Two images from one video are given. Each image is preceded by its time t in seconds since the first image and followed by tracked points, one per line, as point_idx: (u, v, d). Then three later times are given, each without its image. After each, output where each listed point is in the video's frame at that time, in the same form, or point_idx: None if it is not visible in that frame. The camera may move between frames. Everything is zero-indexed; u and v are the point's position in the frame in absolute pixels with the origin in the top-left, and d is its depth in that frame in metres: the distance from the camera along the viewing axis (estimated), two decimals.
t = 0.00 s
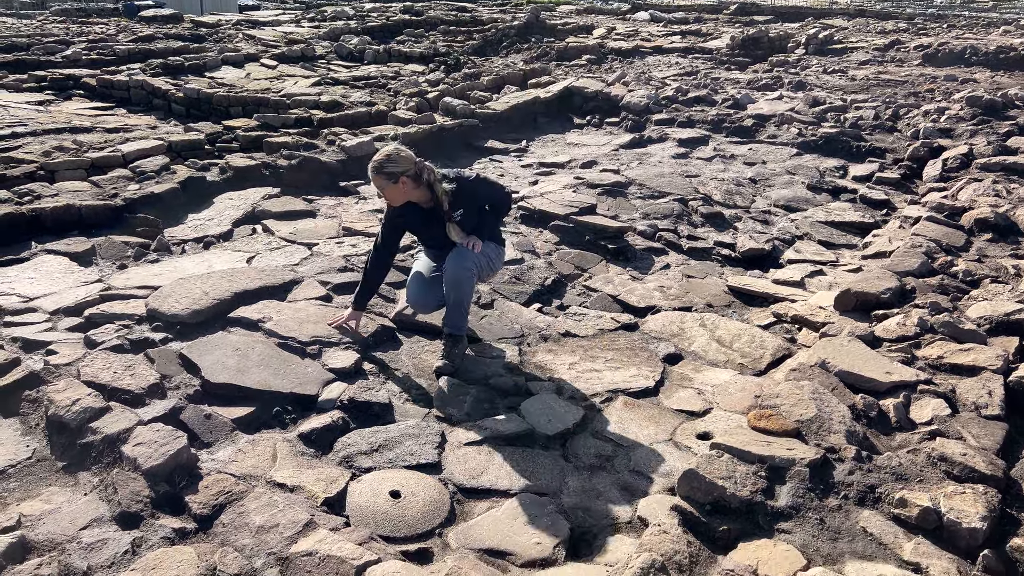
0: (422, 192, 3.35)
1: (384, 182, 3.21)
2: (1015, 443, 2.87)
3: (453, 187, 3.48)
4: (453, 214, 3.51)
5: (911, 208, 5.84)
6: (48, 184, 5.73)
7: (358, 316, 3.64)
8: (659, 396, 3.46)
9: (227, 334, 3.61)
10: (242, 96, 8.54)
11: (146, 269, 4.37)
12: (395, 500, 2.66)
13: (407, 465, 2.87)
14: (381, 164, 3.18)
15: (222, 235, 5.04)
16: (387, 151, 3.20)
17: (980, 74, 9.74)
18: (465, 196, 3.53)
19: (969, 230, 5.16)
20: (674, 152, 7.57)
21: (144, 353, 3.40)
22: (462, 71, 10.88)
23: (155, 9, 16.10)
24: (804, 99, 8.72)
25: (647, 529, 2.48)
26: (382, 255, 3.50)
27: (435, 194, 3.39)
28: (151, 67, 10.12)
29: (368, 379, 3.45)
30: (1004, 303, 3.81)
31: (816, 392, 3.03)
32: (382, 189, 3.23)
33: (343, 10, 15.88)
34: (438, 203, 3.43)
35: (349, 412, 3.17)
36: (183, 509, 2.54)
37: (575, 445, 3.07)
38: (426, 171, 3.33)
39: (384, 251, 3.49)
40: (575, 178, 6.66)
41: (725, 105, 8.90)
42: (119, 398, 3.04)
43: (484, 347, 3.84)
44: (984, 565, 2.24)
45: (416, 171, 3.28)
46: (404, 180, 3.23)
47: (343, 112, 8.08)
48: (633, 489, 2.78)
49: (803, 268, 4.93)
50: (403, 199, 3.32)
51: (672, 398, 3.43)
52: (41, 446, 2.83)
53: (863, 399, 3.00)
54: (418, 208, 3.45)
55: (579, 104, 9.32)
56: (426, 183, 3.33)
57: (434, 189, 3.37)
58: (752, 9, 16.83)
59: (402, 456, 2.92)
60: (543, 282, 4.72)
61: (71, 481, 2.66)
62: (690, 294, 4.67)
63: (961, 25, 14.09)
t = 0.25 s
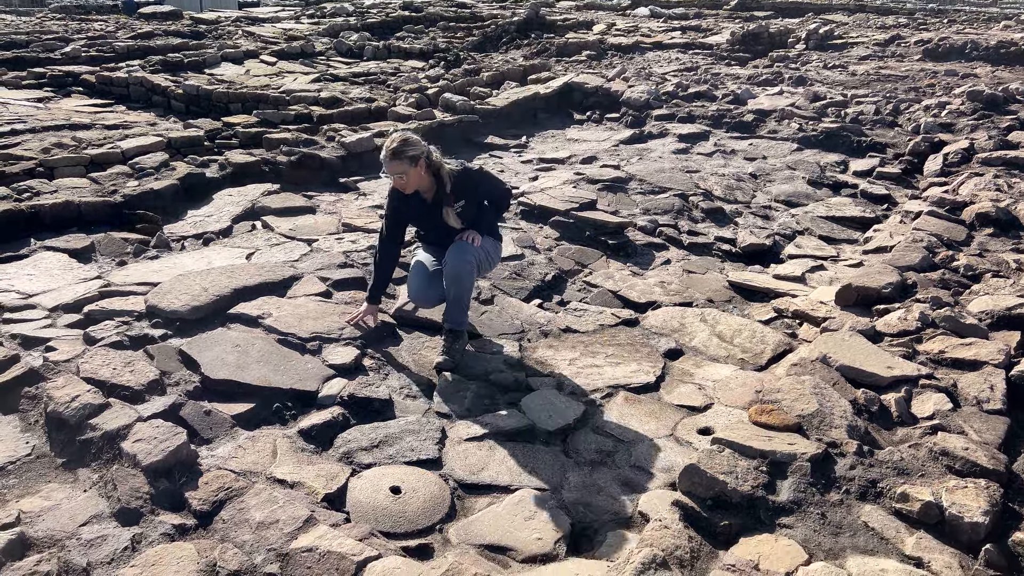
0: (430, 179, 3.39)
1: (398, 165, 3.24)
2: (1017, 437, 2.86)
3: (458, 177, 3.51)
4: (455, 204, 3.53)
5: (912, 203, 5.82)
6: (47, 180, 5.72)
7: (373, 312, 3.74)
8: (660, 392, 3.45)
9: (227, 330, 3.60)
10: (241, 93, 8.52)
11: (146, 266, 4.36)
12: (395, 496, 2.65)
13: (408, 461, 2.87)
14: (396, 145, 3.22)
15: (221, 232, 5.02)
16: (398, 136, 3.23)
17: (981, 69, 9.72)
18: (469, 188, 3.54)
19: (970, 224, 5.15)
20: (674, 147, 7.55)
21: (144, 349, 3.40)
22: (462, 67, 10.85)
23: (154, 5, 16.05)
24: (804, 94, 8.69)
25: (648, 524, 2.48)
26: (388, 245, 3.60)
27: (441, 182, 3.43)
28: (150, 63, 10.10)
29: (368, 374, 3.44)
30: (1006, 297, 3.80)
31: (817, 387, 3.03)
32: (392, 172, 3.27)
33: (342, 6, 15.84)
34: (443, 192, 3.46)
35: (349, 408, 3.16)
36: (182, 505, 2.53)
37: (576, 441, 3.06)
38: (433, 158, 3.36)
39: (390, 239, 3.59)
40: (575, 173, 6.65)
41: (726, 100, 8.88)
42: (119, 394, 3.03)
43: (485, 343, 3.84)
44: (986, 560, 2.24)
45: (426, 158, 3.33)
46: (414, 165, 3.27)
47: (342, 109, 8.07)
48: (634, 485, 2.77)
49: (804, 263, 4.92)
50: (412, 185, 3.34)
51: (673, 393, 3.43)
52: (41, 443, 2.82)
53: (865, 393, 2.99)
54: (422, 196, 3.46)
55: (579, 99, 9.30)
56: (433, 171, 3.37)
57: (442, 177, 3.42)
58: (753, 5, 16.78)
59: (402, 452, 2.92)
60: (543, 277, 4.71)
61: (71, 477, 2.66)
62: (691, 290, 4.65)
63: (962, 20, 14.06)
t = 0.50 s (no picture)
0: (434, 168, 3.39)
1: (405, 154, 3.23)
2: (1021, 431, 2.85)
3: (460, 167, 3.51)
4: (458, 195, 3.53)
5: (913, 197, 5.81)
6: (46, 176, 5.70)
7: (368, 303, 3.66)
8: (662, 387, 3.44)
9: (227, 326, 3.59)
10: (240, 89, 8.50)
11: (145, 262, 4.35)
12: (396, 492, 2.64)
13: (409, 456, 2.86)
14: (406, 133, 3.21)
15: (221, 227, 5.01)
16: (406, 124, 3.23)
17: (981, 63, 9.69)
18: (471, 179, 3.54)
19: (972, 218, 5.14)
20: (675, 142, 7.53)
21: (144, 345, 3.38)
22: (462, 62, 10.82)
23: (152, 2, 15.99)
24: (805, 88, 8.67)
25: (651, 519, 2.47)
26: (388, 236, 3.59)
27: (446, 173, 3.43)
28: (149, 60, 10.06)
29: (368, 370, 3.43)
30: (1008, 291, 3.79)
31: (820, 381, 3.02)
32: (400, 162, 3.25)
33: (341, 2, 15.79)
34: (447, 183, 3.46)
35: (350, 403, 3.15)
36: (183, 501, 2.52)
37: (577, 435, 3.05)
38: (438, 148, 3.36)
39: (390, 231, 3.58)
40: (575, 168, 6.63)
41: (726, 95, 8.85)
42: (118, 390, 3.02)
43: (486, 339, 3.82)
44: (990, 554, 2.23)
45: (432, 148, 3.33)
46: (422, 155, 3.26)
47: (341, 104, 8.04)
48: (636, 479, 2.76)
49: (805, 258, 4.91)
50: (418, 174, 3.33)
51: (675, 388, 3.41)
52: (41, 439, 2.81)
53: (867, 387, 2.98)
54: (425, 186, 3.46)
55: (579, 95, 9.28)
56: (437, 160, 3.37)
57: (446, 167, 3.42)
58: (752, 1, 16.74)
59: (403, 447, 2.91)
60: (544, 272, 4.70)
61: (71, 473, 2.65)
62: (692, 284, 4.64)
63: (962, 14, 14.01)
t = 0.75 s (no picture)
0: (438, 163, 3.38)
1: (410, 149, 3.21)
2: None
3: (463, 162, 3.50)
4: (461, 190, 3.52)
5: (914, 191, 5.79)
6: (45, 172, 5.68)
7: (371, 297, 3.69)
8: (664, 381, 3.43)
9: (227, 321, 3.57)
10: (239, 84, 8.47)
11: (145, 257, 4.33)
12: (398, 486, 2.63)
13: (411, 451, 2.85)
14: (410, 128, 3.19)
15: (220, 223, 4.99)
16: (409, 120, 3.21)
17: (981, 57, 9.67)
18: (475, 173, 3.53)
19: (974, 212, 5.13)
20: (675, 136, 7.51)
21: (144, 340, 3.37)
22: (461, 57, 10.79)
23: None
24: (805, 82, 8.64)
25: (654, 513, 2.46)
26: (390, 230, 3.58)
27: (449, 167, 3.42)
28: (147, 55, 10.03)
29: (369, 365, 3.42)
30: (1011, 284, 3.78)
31: (822, 375, 3.01)
32: (405, 157, 3.24)
33: None
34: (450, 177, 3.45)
35: (351, 398, 3.14)
36: (184, 496, 2.51)
37: (579, 430, 3.05)
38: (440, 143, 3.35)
39: (393, 224, 3.57)
40: (575, 163, 6.61)
41: (726, 89, 8.83)
42: (118, 385, 3.01)
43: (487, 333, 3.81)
44: (994, 547, 2.22)
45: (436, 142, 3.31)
46: (426, 150, 3.24)
47: (341, 99, 8.01)
48: (639, 474, 2.75)
49: (807, 251, 4.90)
50: (422, 170, 3.32)
51: (677, 382, 3.40)
52: (40, 434, 2.80)
53: (870, 381, 2.97)
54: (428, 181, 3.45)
55: (579, 89, 9.25)
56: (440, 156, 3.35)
57: (449, 161, 3.41)
58: None
59: (404, 442, 2.90)
60: (545, 267, 4.69)
61: (71, 469, 2.64)
62: (693, 279, 4.63)
63: (962, 8, 13.97)
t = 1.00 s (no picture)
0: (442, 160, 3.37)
1: (416, 147, 3.21)
2: None
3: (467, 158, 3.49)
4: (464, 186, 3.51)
5: (915, 185, 5.79)
6: (44, 168, 5.67)
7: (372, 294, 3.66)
8: (665, 376, 3.43)
9: (228, 317, 3.56)
10: (238, 80, 8.45)
11: (145, 254, 4.32)
12: (401, 482, 2.63)
13: (413, 446, 2.84)
14: (415, 126, 3.19)
15: (220, 219, 4.98)
16: (413, 117, 3.20)
17: (981, 51, 9.65)
18: (479, 169, 3.53)
19: (975, 206, 5.12)
20: (675, 131, 7.49)
21: (144, 337, 3.36)
22: (460, 53, 10.76)
23: None
24: (805, 77, 8.62)
25: (657, 508, 2.45)
26: (393, 226, 3.57)
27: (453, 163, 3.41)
28: (146, 51, 9.99)
29: (371, 360, 3.41)
30: (1012, 278, 3.78)
31: (825, 369, 3.01)
32: (410, 155, 3.23)
33: None
34: (455, 173, 3.45)
35: (352, 394, 3.13)
36: (186, 493, 2.51)
37: (581, 425, 3.04)
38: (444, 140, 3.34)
39: (396, 220, 3.57)
40: (575, 158, 6.59)
41: (726, 84, 8.80)
42: (119, 381, 3.00)
43: (489, 330, 3.80)
44: (998, 541, 2.22)
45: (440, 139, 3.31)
46: (432, 148, 3.24)
47: (340, 95, 7.99)
48: (642, 468, 2.75)
49: (808, 246, 4.89)
50: (427, 167, 3.31)
51: (678, 377, 3.40)
52: (42, 431, 2.79)
53: (873, 375, 2.97)
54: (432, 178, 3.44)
55: (579, 84, 9.23)
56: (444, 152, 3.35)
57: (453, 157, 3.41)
58: None
59: (406, 437, 2.89)
60: (545, 262, 4.68)
61: (72, 466, 2.63)
62: (694, 273, 4.62)
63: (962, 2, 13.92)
